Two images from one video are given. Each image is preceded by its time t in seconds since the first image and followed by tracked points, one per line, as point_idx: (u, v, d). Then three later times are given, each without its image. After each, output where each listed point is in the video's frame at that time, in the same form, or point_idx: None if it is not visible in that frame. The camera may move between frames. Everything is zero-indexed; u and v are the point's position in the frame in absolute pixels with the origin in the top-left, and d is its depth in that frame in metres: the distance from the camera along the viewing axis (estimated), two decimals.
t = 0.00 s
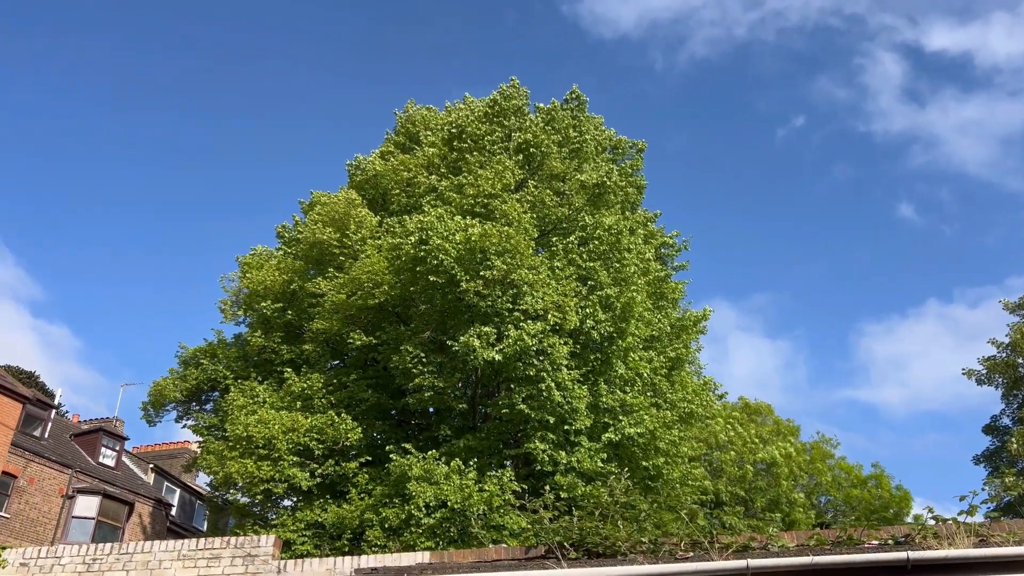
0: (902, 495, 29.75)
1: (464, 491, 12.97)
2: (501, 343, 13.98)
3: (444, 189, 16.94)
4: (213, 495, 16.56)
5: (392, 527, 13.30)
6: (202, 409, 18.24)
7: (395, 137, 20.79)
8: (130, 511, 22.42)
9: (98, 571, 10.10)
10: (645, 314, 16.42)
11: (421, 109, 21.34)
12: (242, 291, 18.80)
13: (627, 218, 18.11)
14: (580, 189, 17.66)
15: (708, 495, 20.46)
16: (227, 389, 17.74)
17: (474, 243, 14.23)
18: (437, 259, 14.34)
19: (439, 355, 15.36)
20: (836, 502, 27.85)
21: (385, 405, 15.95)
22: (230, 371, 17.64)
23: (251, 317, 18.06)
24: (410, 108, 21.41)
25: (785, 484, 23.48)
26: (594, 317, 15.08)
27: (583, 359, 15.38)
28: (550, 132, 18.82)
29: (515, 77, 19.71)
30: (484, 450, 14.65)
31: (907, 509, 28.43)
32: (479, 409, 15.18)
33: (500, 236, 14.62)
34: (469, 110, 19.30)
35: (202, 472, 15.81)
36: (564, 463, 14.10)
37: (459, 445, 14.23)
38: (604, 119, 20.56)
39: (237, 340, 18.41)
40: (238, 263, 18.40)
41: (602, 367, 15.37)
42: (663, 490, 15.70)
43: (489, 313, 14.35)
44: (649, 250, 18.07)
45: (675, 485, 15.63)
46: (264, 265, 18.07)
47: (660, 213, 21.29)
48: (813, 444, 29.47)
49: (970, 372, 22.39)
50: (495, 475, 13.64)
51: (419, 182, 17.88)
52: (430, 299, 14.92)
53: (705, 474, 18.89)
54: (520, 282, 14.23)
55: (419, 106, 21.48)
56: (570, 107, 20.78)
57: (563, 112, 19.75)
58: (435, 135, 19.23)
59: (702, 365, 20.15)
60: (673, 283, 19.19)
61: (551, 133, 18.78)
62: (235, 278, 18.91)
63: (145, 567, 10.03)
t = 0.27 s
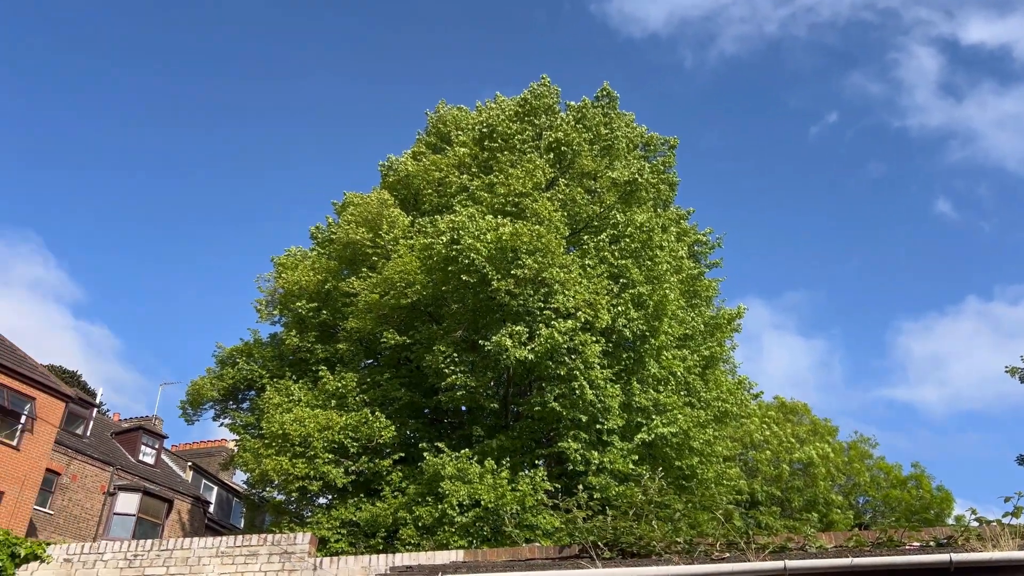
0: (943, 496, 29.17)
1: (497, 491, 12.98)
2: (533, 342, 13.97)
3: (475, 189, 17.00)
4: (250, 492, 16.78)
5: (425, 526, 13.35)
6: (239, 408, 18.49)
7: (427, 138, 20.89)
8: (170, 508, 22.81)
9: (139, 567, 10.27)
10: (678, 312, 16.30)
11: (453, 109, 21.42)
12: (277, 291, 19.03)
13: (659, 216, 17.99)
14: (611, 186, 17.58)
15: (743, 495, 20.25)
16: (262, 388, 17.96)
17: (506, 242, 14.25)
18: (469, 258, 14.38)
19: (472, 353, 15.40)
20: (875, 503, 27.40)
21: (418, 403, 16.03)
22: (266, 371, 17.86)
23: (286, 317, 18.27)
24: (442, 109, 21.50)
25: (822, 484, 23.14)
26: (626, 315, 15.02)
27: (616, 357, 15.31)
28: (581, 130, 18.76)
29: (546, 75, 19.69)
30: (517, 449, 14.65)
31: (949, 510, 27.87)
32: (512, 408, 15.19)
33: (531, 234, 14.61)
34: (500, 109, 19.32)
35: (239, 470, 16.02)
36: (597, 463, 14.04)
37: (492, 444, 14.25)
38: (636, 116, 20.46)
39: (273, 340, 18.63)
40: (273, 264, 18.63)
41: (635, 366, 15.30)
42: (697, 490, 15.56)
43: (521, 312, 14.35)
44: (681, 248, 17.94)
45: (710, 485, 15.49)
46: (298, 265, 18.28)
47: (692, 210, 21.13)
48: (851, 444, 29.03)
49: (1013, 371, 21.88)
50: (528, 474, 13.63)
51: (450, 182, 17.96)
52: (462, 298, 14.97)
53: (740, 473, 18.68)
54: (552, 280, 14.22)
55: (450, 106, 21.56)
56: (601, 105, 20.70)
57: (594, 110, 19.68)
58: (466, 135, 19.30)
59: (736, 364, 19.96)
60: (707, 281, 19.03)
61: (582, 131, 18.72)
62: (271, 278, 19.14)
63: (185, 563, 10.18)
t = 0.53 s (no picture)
0: (998, 499, 28.36)
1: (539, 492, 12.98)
2: (573, 342, 13.94)
3: (513, 191, 17.05)
4: (295, 493, 17.01)
5: (467, 527, 13.40)
6: (284, 410, 18.77)
7: (466, 140, 21.01)
8: (217, 508, 23.25)
9: (189, 565, 10.48)
10: (719, 312, 16.13)
11: (491, 111, 21.51)
12: (319, 295, 19.29)
13: (699, 214, 17.83)
14: (650, 185, 17.43)
15: (789, 497, 19.93)
16: (307, 390, 18.21)
17: (544, 243, 14.25)
18: (508, 260, 14.42)
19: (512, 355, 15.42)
20: (926, 506, 26.75)
21: (459, 405, 16.11)
22: (309, 373, 18.11)
23: (328, 320, 18.51)
24: (480, 111, 21.60)
25: (871, 486, 22.66)
26: (666, 315, 14.91)
27: (657, 358, 15.21)
28: (619, 130, 18.68)
29: (583, 75, 19.65)
30: (558, 451, 14.62)
31: (1004, 514, 27.09)
32: (553, 409, 15.17)
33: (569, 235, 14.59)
34: (537, 110, 19.34)
35: (285, 471, 16.25)
36: (639, 464, 13.95)
37: (533, 446, 14.25)
38: (675, 115, 20.30)
39: (316, 342, 18.89)
40: (316, 268, 18.90)
41: (676, 366, 15.19)
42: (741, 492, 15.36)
43: (560, 313, 14.33)
44: (722, 247, 17.75)
45: (754, 487, 15.29)
46: (340, 268, 18.52)
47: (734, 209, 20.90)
48: (900, 446, 28.39)
49: None
50: (569, 476, 13.60)
51: (488, 184, 18.04)
52: (501, 300, 15.01)
53: (786, 475, 18.39)
54: (591, 281, 14.18)
55: (488, 109, 21.64)
56: (640, 104, 20.58)
57: (632, 109, 19.57)
58: (504, 137, 19.37)
59: (780, 364, 19.67)
60: (749, 280, 18.80)
61: (620, 130, 18.64)
62: (313, 282, 19.41)
63: (233, 563, 10.37)
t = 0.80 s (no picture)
0: None
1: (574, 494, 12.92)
2: (606, 342, 13.87)
3: (545, 192, 17.06)
4: (331, 493, 17.16)
5: (502, 528, 13.41)
6: (320, 411, 18.95)
7: (497, 142, 21.05)
8: (256, 509, 23.55)
9: (229, 565, 10.61)
10: (755, 311, 15.93)
11: (522, 112, 21.52)
12: (354, 297, 19.44)
13: (733, 213, 17.65)
14: (683, 184, 17.17)
15: (828, 499, 19.61)
16: (342, 391, 18.38)
17: (576, 244, 14.20)
18: (540, 261, 14.41)
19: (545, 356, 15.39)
20: (970, 508, 26.15)
21: (492, 406, 16.13)
22: (344, 374, 18.28)
23: (363, 322, 18.66)
24: (512, 112, 21.62)
25: (912, 488, 22.21)
26: (701, 314, 14.77)
27: (691, 358, 15.08)
28: (651, 128, 18.55)
29: (615, 75, 19.56)
30: (592, 452, 14.56)
31: None
32: (586, 410, 15.11)
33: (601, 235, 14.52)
34: (569, 111, 19.29)
35: (321, 472, 16.40)
36: (674, 466, 13.83)
37: (567, 447, 14.20)
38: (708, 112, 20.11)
39: (351, 344, 19.05)
40: (350, 270, 19.07)
41: (711, 367, 15.05)
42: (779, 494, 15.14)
43: (593, 313, 14.27)
44: (757, 246, 17.54)
45: (792, 489, 15.07)
46: (374, 271, 18.66)
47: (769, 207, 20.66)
48: (942, 447, 27.80)
49: None
50: (603, 477, 13.54)
51: (520, 185, 18.07)
52: (533, 301, 14.99)
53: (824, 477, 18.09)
54: (624, 281, 14.09)
55: (519, 110, 21.65)
56: (672, 102, 20.43)
57: (664, 107, 19.43)
58: (536, 138, 19.38)
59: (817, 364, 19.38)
60: (785, 279, 18.55)
61: (652, 129, 18.52)
62: (348, 285, 19.58)
63: (271, 563, 10.49)
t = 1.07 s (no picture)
0: None
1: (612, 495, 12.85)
2: (643, 339, 13.75)
3: (581, 191, 17.02)
4: (372, 493, 17.31)
5: (541, 529, 13.40)
6: (359, 412, 19.11)
7: (533, 142, 21.05)
8: (298, 508, 23.85)
9: (272, 564, 10.77)
10: (795, 309, 15.68)
11: (558, 112, 21.49)
12: (392, 299, 19.61)
13: (773, 209, 17.40)
14: (721, 181, 17.04)
15: (874, 501, 19.21)
16: (381, 392, 18.54)
17: (612, 242, 14.13)
18: (576, 260, 14.38)
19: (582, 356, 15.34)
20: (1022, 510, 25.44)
21: (530, 406, 16.13)
22: (383, 375, 18.43)
23: (401, 323, 18.79)
24: (547, 112, 21.61)
25: (961, 489, 21.67)
26: (740, 313, 14.60)
27: (731, 357, 14.92)
28: (688, 126, 18.38)
29: (650, 72, 19.42)
30: (631, 452, 14.46)
31: None
32: (625, 410, 15.03)
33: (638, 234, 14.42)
34: (604, 109, 19.20)
35: (361, 472, 16.55)
36: (714, 466, 13.68)
37: (605, 447, 14.13)
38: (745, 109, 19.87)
39: (390, 345, 19.21)
40: (388, 272, 19.23)
41: (752, 366, 14.86)
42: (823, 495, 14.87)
43: (630, 311, 14.17)
44: (798, 242, 17.26)
45: (836, 489, 14.80)
46: (411, 272, 18.79)
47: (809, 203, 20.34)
48: (992, 447, 27.09)
49: None
50: (642, 477, 13.44)
51: (556, 185, 18.04)
52: (570, 301, 14.95)
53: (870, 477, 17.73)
54: (661, 280, 13.98)
55: (555, 110, 21.63)
56: (708, 99, 20.22)
57: (700, 104, 19.23)
58: (571, 137, 19.34)
59: (860, 362, 19.03)
60: (826, 276, 18.24)
61: (689, 126, 18.35)
62: (386, 286, 19.74)
63: (314, 562, 10.62)
